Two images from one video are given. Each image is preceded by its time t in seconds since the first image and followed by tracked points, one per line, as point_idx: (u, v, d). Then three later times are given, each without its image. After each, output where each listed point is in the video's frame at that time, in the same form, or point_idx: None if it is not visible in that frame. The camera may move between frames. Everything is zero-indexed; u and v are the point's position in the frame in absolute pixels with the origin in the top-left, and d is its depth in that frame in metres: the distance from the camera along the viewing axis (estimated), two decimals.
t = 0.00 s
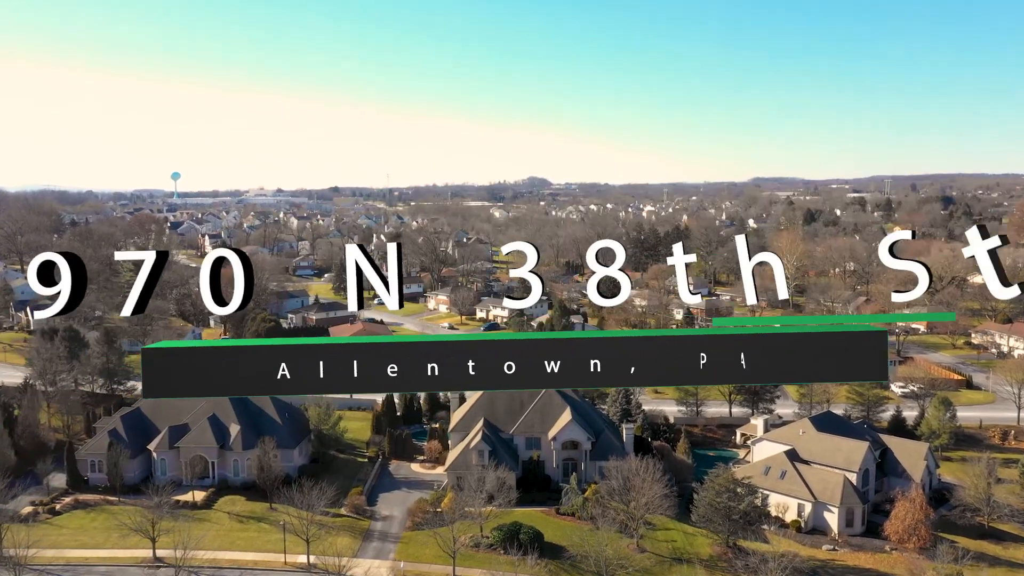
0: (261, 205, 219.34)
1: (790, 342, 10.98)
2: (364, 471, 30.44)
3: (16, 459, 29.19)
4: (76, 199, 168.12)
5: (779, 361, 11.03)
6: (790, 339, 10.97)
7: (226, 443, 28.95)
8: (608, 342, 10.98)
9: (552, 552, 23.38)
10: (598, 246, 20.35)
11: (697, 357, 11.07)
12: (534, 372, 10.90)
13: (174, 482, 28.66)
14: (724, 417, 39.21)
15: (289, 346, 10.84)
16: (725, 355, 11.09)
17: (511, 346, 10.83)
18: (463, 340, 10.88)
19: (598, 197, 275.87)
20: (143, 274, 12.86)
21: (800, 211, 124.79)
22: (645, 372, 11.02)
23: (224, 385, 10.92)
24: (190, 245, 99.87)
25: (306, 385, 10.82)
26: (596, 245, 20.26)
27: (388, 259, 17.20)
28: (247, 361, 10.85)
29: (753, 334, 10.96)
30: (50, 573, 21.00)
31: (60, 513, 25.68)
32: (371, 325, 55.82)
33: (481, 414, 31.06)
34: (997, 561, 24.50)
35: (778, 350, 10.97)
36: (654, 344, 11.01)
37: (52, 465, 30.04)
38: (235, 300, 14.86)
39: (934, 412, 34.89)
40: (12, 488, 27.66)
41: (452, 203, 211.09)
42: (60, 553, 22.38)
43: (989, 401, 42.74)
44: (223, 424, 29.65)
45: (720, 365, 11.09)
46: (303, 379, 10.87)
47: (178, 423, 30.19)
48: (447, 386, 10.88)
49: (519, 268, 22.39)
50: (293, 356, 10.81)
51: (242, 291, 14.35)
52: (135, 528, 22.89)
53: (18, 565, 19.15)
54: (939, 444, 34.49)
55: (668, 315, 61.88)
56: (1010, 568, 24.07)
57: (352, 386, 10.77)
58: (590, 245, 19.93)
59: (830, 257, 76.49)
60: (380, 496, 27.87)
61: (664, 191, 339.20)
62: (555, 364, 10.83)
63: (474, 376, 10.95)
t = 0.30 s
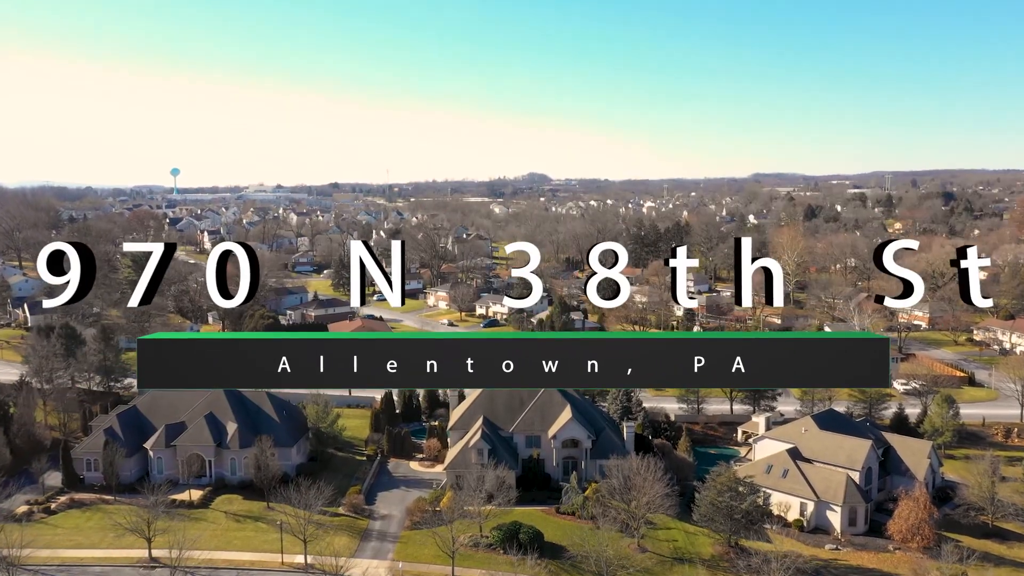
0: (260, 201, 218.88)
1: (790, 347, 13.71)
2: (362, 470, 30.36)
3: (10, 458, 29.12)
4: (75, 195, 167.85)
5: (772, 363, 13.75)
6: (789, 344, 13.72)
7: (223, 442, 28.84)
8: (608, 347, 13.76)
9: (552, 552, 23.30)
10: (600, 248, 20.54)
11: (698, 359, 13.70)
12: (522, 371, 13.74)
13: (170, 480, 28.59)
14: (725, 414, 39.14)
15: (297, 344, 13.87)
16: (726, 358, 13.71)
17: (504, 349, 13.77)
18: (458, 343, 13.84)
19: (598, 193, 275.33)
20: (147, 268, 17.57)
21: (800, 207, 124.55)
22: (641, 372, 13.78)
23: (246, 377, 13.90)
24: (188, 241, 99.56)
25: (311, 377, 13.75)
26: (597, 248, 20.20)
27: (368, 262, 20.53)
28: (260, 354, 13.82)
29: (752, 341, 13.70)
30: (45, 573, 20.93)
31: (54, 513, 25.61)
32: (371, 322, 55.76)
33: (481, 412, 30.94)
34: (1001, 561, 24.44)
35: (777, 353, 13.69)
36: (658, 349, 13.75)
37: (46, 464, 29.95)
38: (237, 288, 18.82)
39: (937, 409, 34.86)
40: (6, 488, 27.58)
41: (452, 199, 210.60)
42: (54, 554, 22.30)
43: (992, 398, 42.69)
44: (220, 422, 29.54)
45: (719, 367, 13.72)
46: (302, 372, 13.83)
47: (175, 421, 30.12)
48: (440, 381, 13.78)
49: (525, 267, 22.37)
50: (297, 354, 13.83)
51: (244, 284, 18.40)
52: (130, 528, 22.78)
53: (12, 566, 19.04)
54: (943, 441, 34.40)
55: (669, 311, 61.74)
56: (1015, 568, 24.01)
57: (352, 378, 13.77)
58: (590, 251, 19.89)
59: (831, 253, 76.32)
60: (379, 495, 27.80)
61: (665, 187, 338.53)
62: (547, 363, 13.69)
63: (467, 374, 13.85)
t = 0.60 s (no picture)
0: (260, 195, 219.04)
1: (791, 347, 13.58)
2: (360, 467, 30.33)
3: (5, 455, 29.06)
4: (74, 190, 168.07)
5: (772, 362, 13.67)
6: (791, 344, 13.58)
7: (220, 439, 28.77)
8: (608, 347, 13.67)
9: (552, 550, 23.25)
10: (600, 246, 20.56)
11: (697, 359, 13.66)
12: (523, 370, 13.68)
13: (166, 478, 28.55)
14: (726, 410, 39.11)
15: (297, 344, 13.78)
16: (726, 358, 13.68)
17: (505, 349, 13.73)
18: (460, 342, 13.78)
19: (598, 188, 275.25)
20: (149, 266, 17.58)
21: (801, 202, 124.42)
22: (641, 372, 13.67)
23: (246, 376, 13.82)
24: (187, 237, 99.47)
25: (311, 376, 13.67)
26: (597, 249, 20.10)
27: (369, 264, 20.38)
28: (260, 354, 13.74)
29: (752, 341, 13.65)
30: (39, 573, 20.87)
31: (49, 511, 25.56)
32: (370, 317, 55.68)
33: (480, 409, 30.90)
34: (1006, 560, 24.37)
35: (779, 353, 13.58)
36: (658, 348, 13.70)
37: (41, 462, 29.91)
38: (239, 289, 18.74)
39: (940, 406, 34.79)
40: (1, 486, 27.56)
41: (452, 194, 210.71)
42: (49, 553, 22.25)
43: (994, 394, 42.64)
44: (216, 419, 29.46)
45: (718, 366, 13.67)
46: (301, 372, 13.74)
47: (171, 418, 30.10)
48: (440, 381, 13.71)
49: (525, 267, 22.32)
50: (298, 353, 13.76)
51: (245, 283, 18.33)
52: (125, 527, 22.72)
53: (6, 566, 18.97)
54: (945, 438, 34.31)
55: (669, 307, 61.65)
56: (1020, 567, 23.94)
57: (352, 378, 13.67)
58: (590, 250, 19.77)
59: (832, 248, 76.18)
60: (377, 493, 27.75)
61: (665, 182, 338.59)
62: (548, 362, 13.63)
63: (467, 374, 13.77)
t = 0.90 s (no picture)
0: (259, 188, 218.66)
1: (791, 347, 13.59)
2: (359, 463, 30.29)
3: None
4: (73, 183, 167.82)
5: (771, 361, 13.66)
6: (790, 344, 13.60)
7: (217, 435, 28.71)
8: (609, 347, 13.58)
9: (552, 548, 23.19)
10: (599, 246, 20.53)
11: (696, 358, 13.64)
12: (523, 370, 13.63)
13: (163, 474, 28.52)
14: (727, 405, 39.02)
15: (297, 344, 13.70)
16: (724, 357, 13.67)
17: (505, 348, 13.66)
18: (460, 341, 13.68)
19: (598, 181, 275.20)
20: (149, 268, 17.64)
21: (802, 195, 124.13)
22: (640, 371, 13.61)
23: (248, 375, 13.78)
24: (186, 230, 99.19)
25: (312, 375, 13.61)
26: (597, 249, 19.96)
27: (369, 263, 20.24)
28: (260, 353, 13.70)
29: (752, 341, 13.62)
30: (34, 572, 20.85)
31: (44, 508, 25.50)
32: (369, 311, 55.53)
33: (479, 405, 30.82)
34: (1010, 557, 24.32)
35: (778, 353, 13.59)
36: (658, 348, 13.63)
37: (37, 458, 29.88)
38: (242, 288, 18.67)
39: (943, 401, 34.69)
40: None
41: (452, 187, 210.31)
42: (44, 550, 22.23)
43: (996, 389, 42.56)
44: (213, 415, 29.38)
45: (717, 365, 13.66)
46: (302, 371, 13.69)
47: (168, 414, 30.02)
48: (440, 380, 13.67)
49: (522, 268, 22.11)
50: (299, 352, 13.69)
51: (246, 280, 18.20)
52: (120, 524, 22.67)
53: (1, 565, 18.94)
54: (949, 433, 34.19)
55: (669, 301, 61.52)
56: None
57: (353, 377, 13.59)
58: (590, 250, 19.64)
59: (833, 242, 76.04)
60: (375, 489, 27.74)
61: (665, 175, 338.39)
62: (548, 362, 13.56)
63: (468, 373, 13.73)
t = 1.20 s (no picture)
0: (259, 182, 218.47)
1: (791, 347, 13.52)
2: (357, 459, 30.25)
3: None
4: (71, 176, 167.60)
5: (770, 360, 13.57)
6: (791, 344, 13.53)
7: (213, 431, 28.66)
8: (608, 347, 13.49)
9: (552, 546, 23.12)
10: (599, 246, 20.46)
11: (695, 358, 13.56)
12: (524, 369, 13.51)
13: (159, 471, 28.48)
14: (729, 400, 38.97)
15: (296, 343, 13.57)
16: (723, 357, 13.56)
17: (506, 347, 13.55)
18: (460, 341, 13.56)
19: (598, 174, 275.03)
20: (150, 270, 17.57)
21: (802, 188, 123.91)
22: (639, 371, 13.49)
23: (246, 374, 13.66)
24: (185, 223, 98.99)
25: (312, 374, 13.49)
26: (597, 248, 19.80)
27: (371, 262, 20.09)
28: (258, 352, 13.58)
29: (752, 340, 13.51)
30: (28, 571, 20.79)
31: (39, 505, 25.46)
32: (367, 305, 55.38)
33: (478, 401, 30.74)
34: (1014, 554, 24.26)
35: (778, 353, 13.51)
36: (658, 348, 13.52)
37: (32, 454, 29.83)
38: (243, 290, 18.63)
39: (946, 396, 34.61)
40: None
41: (452, 180, 210.23)
42: (38, 548, 22.18)
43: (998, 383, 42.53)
44: (209, 411, 29.31)
45: (716, 364, 13.55)
46: (302, 371, 13.57)
47: (164, 409, 29.95)
48: (440, 380, 13.54)
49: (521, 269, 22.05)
50: (298, 351, 13.58)
51: (247, 281, 18.15)
52: (115, 522, 22.62)
53: None
54: (951, 429, 34.09)
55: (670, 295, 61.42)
56: None
57: (353, 377, 13.45)
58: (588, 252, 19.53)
59: (834, 235, 75.89)
60: (374, 486, 27.70)
61: (665, 168, 338.09)
62: (547, 362, 13.45)
63: (468, 372, 13.61)
